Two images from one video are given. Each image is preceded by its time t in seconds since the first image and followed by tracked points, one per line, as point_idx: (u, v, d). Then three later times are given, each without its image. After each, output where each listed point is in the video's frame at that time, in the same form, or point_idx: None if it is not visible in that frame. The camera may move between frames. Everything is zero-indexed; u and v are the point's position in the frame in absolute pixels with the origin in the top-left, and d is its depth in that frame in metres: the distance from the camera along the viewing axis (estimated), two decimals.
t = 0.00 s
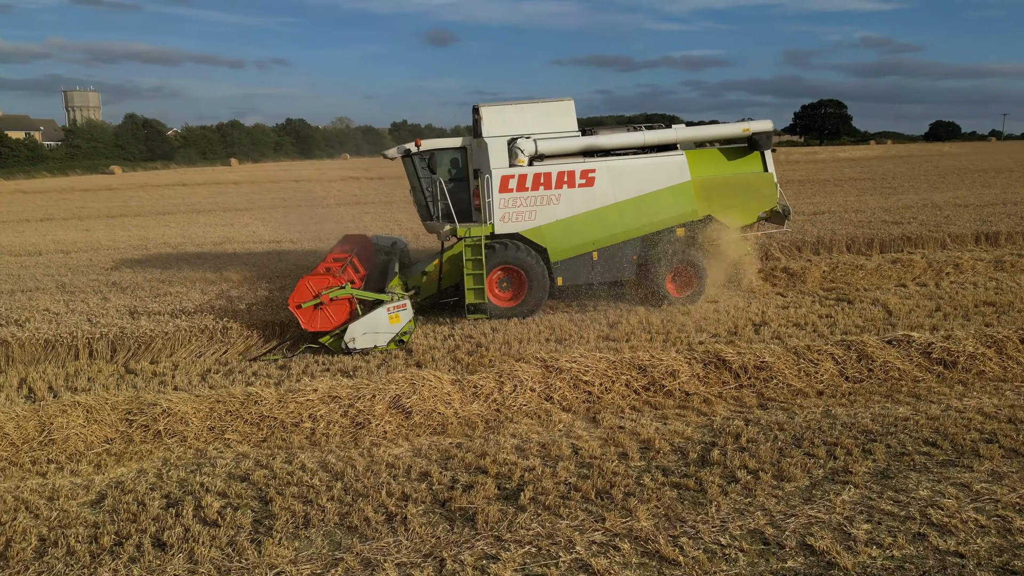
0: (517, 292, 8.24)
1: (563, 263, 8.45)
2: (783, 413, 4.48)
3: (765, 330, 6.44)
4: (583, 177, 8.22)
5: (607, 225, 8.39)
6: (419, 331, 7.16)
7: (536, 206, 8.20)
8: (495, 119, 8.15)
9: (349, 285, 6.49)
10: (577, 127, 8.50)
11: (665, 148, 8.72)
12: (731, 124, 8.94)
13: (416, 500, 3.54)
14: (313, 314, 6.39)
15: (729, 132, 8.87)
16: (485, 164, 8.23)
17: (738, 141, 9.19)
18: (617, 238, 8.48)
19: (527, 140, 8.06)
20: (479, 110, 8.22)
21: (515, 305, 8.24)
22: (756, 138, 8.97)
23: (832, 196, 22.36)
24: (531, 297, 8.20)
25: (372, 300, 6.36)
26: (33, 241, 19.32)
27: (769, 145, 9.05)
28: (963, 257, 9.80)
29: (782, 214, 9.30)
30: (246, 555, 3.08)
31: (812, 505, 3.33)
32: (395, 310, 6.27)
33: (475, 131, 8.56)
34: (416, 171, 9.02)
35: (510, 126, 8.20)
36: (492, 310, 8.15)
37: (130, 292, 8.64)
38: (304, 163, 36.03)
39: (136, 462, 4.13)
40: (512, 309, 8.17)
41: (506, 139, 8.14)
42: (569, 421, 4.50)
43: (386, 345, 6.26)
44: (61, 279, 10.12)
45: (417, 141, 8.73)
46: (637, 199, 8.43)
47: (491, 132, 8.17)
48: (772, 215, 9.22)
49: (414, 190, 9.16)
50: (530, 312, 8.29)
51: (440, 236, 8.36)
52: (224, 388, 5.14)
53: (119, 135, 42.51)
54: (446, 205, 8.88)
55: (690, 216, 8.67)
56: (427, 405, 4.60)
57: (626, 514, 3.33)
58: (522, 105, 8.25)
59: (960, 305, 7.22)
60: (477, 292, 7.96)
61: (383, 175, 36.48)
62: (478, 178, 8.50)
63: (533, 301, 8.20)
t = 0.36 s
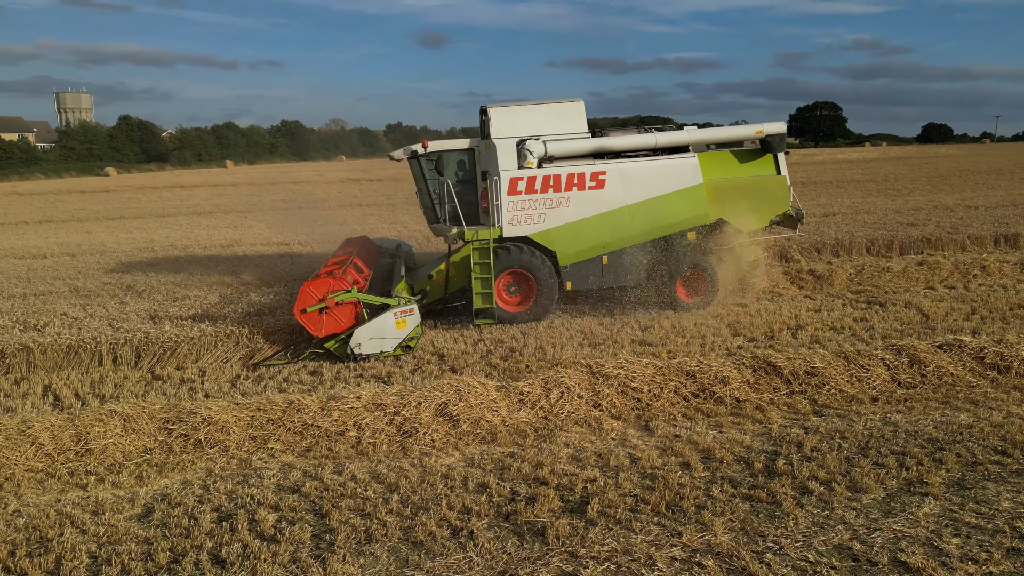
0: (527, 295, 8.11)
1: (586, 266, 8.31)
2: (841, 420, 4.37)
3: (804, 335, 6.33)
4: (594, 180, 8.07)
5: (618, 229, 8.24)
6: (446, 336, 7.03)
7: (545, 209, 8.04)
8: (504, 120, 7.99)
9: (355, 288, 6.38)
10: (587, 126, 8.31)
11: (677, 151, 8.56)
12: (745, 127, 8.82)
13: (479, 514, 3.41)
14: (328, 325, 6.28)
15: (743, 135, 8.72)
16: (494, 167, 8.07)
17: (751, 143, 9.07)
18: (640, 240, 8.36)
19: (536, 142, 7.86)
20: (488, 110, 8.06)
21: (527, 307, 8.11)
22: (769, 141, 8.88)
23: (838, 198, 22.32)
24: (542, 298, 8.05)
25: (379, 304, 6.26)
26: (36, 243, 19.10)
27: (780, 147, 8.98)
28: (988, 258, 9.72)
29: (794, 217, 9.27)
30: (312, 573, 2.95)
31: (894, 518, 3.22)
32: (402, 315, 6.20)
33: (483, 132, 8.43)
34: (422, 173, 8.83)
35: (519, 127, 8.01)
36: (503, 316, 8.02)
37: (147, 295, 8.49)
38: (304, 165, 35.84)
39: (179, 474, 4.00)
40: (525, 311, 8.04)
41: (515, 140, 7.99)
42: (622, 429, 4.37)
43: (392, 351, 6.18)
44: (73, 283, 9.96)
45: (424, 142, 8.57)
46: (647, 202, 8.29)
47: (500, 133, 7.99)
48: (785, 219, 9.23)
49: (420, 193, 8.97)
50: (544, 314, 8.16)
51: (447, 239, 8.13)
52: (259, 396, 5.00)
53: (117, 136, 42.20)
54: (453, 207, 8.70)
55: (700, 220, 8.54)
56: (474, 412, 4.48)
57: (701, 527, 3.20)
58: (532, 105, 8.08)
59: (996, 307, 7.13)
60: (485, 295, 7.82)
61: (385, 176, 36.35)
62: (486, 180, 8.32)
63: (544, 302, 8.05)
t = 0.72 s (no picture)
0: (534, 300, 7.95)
1: (609, 269, 8.18)
2: (895, 428, 4.28)
3: (838, 340, 6.25)
4: (602, 184, 7.89)
5: (628, 233, 8.08)
6: (471, 342, 6.92)
7: (553, 212, 7.87)
8: (510, 122, 8.00)
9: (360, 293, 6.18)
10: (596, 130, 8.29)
11: (686, 153, 8.46)
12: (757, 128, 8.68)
13: (540, 527, 3.30)
14: (340, 329, 6.06)
15: (754, 137, 8.60)
16: (500, 170, 7.93)
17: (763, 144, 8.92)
18: (661, 244, 8.28)
19: (543, 144, 7.76)
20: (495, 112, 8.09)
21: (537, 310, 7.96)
22: (780, 142, 8.72)
23: (844, 200, 22.27)
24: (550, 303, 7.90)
25: (386, 311, 6.12)
26: (38, 247, 18.90)
27: (794, 149, 8.81)
28: (1009, 261, 9.68)
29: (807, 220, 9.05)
30: None
31: (971, 531, 3.13)
32: (410, 322, 6.05)
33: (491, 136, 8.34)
34: (428, 177, 8.73)
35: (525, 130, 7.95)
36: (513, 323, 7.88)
37: (162, 300, 8.35)
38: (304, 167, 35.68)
39: (220, 485, 3.88)
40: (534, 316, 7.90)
41: (522, 142, 7.90)
42: (671, 437, 4.27)
43: (400, 358, 6.03)
44: (84, 287, 9.81)
45: (430, 144, 8.49)
46: (657, 205, 8.12)
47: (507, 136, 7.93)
48: (796, 220, 9.08)
49: (425, 197, 8.84)
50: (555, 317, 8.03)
51: (454, 244, 7.97)
52: (292, 404, 4.88)
53: (114, 138, 41.93)
54: (461, 210, 8.59)
55: (711, 223, 8.36)
56: (518, 420, 4.37)
57: (774, 540, 3.11)
58: (539, 108, 8.09)
59: None
60: (492, 302, 7.62)
61: (386, 180, 36.25)
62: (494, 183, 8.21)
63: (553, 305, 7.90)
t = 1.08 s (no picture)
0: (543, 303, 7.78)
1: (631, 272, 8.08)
2: (950, 435, 4.20)
3: (872, 345, 6.18)
4: (610, 186, 7.77)
5: (635, 238, 7.95)
6: (496, 347, 6.82)
7: (559, 216, 7.72)
8: (515, 125, 7.71)
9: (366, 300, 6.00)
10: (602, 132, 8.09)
11: (694, 156, 8.33)
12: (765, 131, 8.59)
13: (606, 540, 3.20)
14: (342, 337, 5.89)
15: (763, 139, 8.50)
16: (505, 173, 7.71)
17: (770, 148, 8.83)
18: (681, 247, 8.21)
19: (550, 147, 7.56)
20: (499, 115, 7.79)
21: (548, 311, 7.77)
22: (788, 145, 8.64)
23: (847, 204, 22.29)
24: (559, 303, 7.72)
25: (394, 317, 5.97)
26: (38, 251, 18.70)
27: (802, 152, 8.73)
28: None
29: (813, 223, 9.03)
30: None
31: None
32: (419, 329, 5.94)
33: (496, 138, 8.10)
34: (432, 179, 8.46)
35: (531, 131, 7.74)
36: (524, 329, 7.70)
37: (178, 305, 8.22)
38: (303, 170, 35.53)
39: (265, 498, 3.77)
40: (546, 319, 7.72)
41: (528, 146, 7.66)
42: (722, 446, 4.17)
43: (408, 366, 5.91)
44: (94, 291, 9.65)
45: (434, 147, 8.21)
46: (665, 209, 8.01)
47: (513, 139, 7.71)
48: (804, 224, 9.10)
49: (428, 200, 8.59)
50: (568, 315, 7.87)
51: (459, 248, 7.78)
52: (327, 412, 4.77)
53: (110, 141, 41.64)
54: (466, 214, 8.37)
55: (720, 227, 8.27)
56: (564, 428, 4.26)
57: (852, 554, 3.02)
58: (544, 110, 7.81)
59: None
60: (500, 307, 7.51)
61: (386, 183, 36.16)
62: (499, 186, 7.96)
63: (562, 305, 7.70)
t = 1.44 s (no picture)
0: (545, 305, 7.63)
1: (650, 276, 7.99)
2: (1000, 442, 4.14)
3: (902, 349, 6.13)
4: (614, 190, 7.64)
5: (639, 242, 7.82)
6: (519, 352, 6.74)
7: (563, 220, 7.58)
8: (518, 127, 7.59)
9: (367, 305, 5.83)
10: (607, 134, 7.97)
11: (697, 158, 8.24)
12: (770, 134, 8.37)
13: (671, 553, 3.11)
14: (344, 344, 5.72)
15: (768, 142, 8.31)
16: (509, 176, 7.64)
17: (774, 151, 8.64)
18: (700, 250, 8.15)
19: (553, 150, 7.48)
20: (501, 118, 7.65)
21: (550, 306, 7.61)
22: (794, 148, 8.42)
23: (848, 207, 22.37)
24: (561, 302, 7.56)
25: (397, 323, 5.82)
26: (35, 255, 18.46)
27: (807, 156, 8.50)
28: None
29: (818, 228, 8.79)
30: None
31: None
32: (422, 335, 5.80)
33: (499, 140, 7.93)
34: (432, 183, 8.28)
35: (535, 134, 7.62)
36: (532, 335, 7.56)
37: (191, 311, 8.08)
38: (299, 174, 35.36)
39: (308, 510, 3.67)
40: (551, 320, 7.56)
41: (531, 148, 7.57)
42: (771, 453, 4.09)
43: (410, 373, 5.77)
44: (101, 296, 9.49)
45: (435, 150, 8.03)
46: (669, 213, 7.88)
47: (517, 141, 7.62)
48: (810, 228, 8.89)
49: (428, 204, 8.41)
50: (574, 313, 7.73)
51: (460, 252, 7.67)
52: (360, 420, 4.67)
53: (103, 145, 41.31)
54: (467, 217, 8.22)
55: (724, 231, 8.14)
56: (609, 436, 4.17)
57: (927, 567, 2.93)
58: (547, 112, 7.70)
59: None
60: (502, 312, 7.31)
61: (382, 187, 36.03)
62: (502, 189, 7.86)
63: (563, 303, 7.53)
